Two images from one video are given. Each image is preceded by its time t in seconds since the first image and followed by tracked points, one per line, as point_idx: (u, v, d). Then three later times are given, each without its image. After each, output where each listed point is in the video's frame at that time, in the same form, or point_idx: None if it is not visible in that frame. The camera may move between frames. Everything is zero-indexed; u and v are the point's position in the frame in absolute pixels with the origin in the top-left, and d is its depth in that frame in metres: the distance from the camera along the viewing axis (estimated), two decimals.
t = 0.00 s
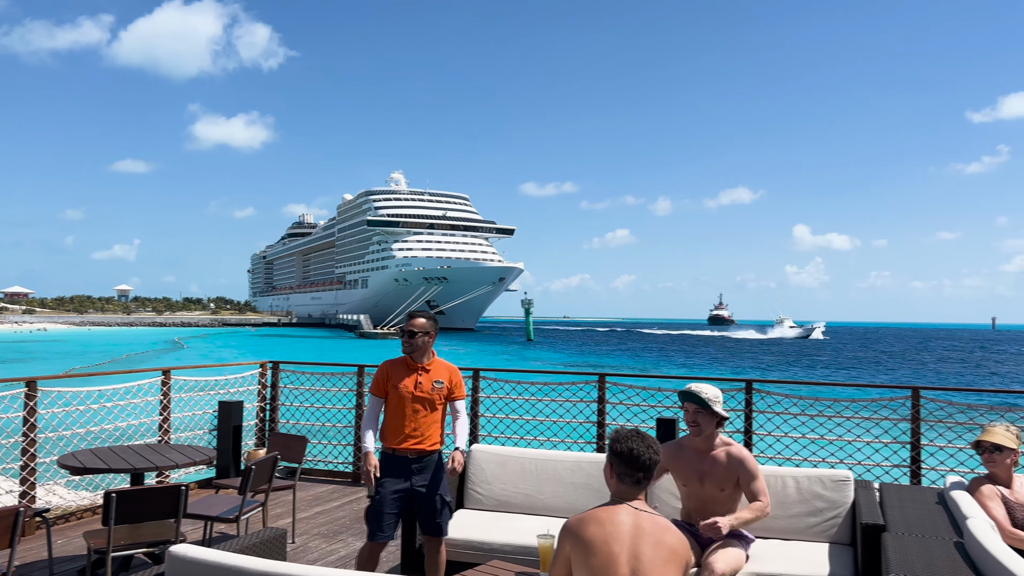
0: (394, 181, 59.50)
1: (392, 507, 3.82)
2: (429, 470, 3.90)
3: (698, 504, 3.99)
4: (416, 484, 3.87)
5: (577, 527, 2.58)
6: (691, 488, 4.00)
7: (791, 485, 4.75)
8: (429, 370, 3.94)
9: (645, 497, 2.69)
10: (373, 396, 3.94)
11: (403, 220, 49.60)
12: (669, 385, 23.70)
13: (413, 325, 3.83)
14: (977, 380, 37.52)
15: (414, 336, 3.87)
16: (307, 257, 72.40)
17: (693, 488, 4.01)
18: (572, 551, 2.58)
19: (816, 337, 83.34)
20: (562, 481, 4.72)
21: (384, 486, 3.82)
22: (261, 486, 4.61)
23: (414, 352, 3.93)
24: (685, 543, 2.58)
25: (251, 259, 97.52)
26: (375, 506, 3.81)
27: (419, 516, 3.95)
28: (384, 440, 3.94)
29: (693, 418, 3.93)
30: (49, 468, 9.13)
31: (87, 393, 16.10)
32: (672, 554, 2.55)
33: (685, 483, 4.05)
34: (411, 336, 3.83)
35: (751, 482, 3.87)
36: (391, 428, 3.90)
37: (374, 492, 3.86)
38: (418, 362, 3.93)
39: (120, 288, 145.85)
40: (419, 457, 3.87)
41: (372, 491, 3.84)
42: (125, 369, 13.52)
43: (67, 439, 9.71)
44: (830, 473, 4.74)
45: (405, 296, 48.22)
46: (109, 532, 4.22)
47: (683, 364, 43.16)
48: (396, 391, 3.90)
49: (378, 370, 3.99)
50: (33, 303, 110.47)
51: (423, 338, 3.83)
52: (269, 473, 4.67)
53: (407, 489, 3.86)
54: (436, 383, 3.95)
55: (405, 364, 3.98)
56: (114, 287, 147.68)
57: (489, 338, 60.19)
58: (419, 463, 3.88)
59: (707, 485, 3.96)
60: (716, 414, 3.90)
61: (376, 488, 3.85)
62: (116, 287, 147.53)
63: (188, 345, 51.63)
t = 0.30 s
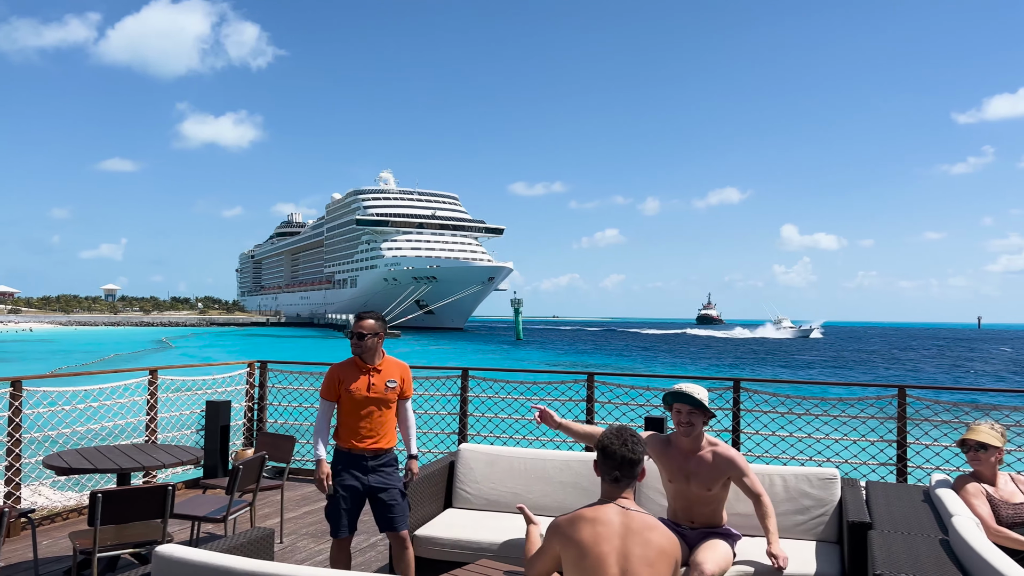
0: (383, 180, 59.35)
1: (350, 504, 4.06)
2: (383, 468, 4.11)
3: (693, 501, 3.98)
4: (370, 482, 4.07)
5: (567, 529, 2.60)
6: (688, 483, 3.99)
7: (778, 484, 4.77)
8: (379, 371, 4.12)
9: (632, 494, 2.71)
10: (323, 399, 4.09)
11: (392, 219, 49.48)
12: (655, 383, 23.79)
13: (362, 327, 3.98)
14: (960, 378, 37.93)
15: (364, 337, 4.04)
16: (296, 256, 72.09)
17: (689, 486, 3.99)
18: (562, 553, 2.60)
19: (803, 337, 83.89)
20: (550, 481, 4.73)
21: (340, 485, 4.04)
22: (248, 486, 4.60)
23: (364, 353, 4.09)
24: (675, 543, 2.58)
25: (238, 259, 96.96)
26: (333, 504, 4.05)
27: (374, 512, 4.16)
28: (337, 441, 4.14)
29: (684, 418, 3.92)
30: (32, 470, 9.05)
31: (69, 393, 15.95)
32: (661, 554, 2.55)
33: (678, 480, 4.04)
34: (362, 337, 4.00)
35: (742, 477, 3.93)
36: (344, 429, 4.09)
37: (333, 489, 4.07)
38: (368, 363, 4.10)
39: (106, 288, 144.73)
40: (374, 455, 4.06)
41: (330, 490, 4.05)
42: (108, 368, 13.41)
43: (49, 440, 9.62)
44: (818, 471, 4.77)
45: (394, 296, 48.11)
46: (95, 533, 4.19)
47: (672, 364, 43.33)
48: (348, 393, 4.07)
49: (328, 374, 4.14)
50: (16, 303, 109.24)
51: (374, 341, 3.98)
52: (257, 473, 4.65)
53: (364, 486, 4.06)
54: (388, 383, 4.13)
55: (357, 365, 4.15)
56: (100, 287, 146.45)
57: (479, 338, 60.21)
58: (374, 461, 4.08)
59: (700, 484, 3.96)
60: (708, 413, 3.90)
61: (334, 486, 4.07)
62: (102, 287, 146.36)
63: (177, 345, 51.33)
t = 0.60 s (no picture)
0: (373, 179, 59.22)
1: (337, 499, 4.14)
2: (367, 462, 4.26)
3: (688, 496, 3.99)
4: (355, 478, 4.20)
5: (556, 529, 2.61)
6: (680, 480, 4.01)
7: (766, 483, 4.79)
8: (359, 366, 4.29)
9: (622, 493, 2.71)
10: (304, 399, 4.17)
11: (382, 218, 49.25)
12: (644, 382, 23.90)
13: (348, 324, 4.13)
14: (947, 376, 38.23)
15: (347, 335, 4.19)
16: (286, 255, 71.79)
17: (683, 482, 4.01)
18: (551, 550, 2.61)
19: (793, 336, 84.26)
20: (540, 479, 4.73)
21: (328, 481, 4.11)
22: (238, 486, 4.58)
23: (345, 351, 4.23)
24: (664, 542, 2.59)
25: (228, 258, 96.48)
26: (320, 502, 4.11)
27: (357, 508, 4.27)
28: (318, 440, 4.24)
29: (681, 411, 3.95)
30: (19, 470, 8.99)
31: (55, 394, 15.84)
32: (650, 554, 2.55)
33: (673, 476, 4.05)
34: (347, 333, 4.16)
35: (734, 470, 3.98)
36: (325, 427, 4.21)
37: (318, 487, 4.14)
38: (348, 360, 4.25)
39: (94, 287, 143.47)
40: (359, 449, 4.20)
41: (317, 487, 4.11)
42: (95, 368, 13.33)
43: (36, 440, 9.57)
44: (806, 470, 4.80)
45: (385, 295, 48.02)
46: (82, 532, 4.16)
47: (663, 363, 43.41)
48: (331, 390, 4.19)
49: (307, 373, 4.21)
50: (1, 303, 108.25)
51: (359, 338, 4.16)
52: (246, 473, 4.63)
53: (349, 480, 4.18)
54: (367, 377, 4.31)
55: (336, 362, 4.28)
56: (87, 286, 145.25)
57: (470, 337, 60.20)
58: (357, 455, 4.22)
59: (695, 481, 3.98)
60: (704, 407, 3.96)
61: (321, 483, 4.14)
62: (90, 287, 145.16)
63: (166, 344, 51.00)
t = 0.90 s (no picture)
0: (364, 178, 59.12)
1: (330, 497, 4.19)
2: (359, 460, 4.33)
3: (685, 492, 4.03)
4: (348, 475, 4.29)
5: (547, 529, 2.61)
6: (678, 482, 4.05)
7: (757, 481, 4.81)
8: (357, 365, 4.35)
9: (609, 491, 2.72)
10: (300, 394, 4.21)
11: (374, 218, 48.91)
12: (634, 380, 23.99)
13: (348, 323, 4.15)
14: (935, 375, 38.50)
15: (346, 334, 4.22)
16: (277, 254, 71.60)
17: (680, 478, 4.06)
18: (540, 552, 2.59)
19: (784, 335, 84.67)
20: (531, 478, 4.73)
21: (321, 478, 4.17)
22: (228, 485, 4.57)
23: (344, 348, 4.28)
24: (654, 542, 2.60)
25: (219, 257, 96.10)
26: (312, 498, 4.15)
27: (345, 506, 4.34)
28: (313, 435, 4.28)
29: (681, 408, 4.01)
30: (6, 471, 8.94)
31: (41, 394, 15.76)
32: (640, 554, 2.56)
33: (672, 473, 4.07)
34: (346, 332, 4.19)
35: (732, 462, 4.04)
36: (321, 423, 4.26)
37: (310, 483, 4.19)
38: (347, 357, 4.31)
39: (84, 286, 142.71)
40: (352, 448, 4.27)
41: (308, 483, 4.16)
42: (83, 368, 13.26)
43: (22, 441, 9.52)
44: (796, 469, 4.82)
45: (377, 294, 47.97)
46: (72, 533, 4.15)
47: (653, 362, 43.58)
48: (327, 386, 4.24)
49: (305, 367, 4.26)
50: None
51: (359, 337, 4.20)
52: (237, 473, 4.62)
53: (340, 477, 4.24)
54: (363, 375, 4.38)
55: (334, 359, 4.33)
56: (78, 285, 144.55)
57: (463, 337, 60.20)
58: (349, 453, 4.28)
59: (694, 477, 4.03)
60: (703, 402, 4.03)
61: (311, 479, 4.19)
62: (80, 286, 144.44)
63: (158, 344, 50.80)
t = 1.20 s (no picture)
0: (355, 176, 58.93)
1: (323, 494, 4.19)
2: (352, 458, 4.34)
3: (683, 485, 4.63)
4: (340, 473, 4.30)
5: (537, 527, 2.61)
6: (676, 476, 4.67)
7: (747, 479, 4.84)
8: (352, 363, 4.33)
9: (598, 488, 2.73)
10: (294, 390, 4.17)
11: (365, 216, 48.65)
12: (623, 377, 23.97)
13: (347, 328, 4.11)
14: (923, 373, 38.70)
15: (342, 336, 4.19)
16: (268, 253, 71.33)
17: (679, 472, 4.69)
18: (532, 551, 2.62)
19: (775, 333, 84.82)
20: (523, 476, 4.74)
21: (314, 475, 4.18)
22: (218, 485, 4.55)
23: (340, 349, 4.25)
24: (644, 539, 2.60)
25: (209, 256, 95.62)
26: (306, 495, 4.17)
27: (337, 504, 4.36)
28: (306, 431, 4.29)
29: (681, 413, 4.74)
30: None
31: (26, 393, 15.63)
32: (630, 552, 2.56)
33: (673, 467, 4.71)
34: (345, 335, 4.16)
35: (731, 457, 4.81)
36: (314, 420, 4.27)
37: (304, 480, 4.19)
38: (342, 357, 4.28)
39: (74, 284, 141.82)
40: (346, 445, 4.28)
41: (301, 481, 4.17)
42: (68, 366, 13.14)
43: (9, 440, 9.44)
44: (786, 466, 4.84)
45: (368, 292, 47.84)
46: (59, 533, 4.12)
47: (645, 360, 43.65)
48: (322, 384, 4.23)
49: (299, 364, 4.21)
50: None
51: (356, 339, 4.17)
52: (226, 472, 4.60)
53: (334, 475, 4.26)
54: (357, 374, 4.36)
55: (329, 358, 4.30)
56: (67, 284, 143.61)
57: (455, 335, 60.14)
58: (342, 450, 4.29)
59: (691, 468, 4.68)
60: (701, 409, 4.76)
61: (304, 477, 4.19)
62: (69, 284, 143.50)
63: (147, 343, 50.52)
